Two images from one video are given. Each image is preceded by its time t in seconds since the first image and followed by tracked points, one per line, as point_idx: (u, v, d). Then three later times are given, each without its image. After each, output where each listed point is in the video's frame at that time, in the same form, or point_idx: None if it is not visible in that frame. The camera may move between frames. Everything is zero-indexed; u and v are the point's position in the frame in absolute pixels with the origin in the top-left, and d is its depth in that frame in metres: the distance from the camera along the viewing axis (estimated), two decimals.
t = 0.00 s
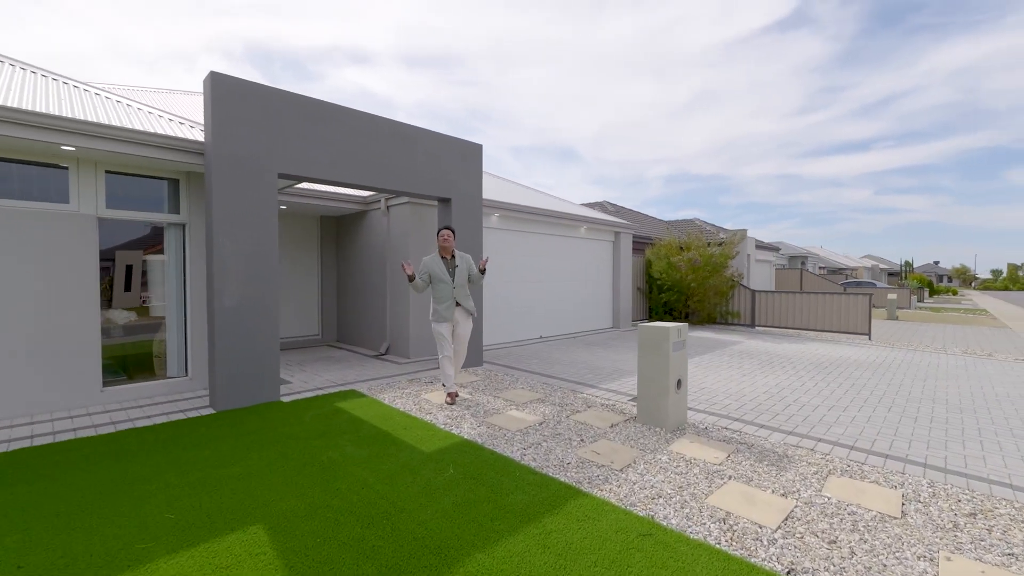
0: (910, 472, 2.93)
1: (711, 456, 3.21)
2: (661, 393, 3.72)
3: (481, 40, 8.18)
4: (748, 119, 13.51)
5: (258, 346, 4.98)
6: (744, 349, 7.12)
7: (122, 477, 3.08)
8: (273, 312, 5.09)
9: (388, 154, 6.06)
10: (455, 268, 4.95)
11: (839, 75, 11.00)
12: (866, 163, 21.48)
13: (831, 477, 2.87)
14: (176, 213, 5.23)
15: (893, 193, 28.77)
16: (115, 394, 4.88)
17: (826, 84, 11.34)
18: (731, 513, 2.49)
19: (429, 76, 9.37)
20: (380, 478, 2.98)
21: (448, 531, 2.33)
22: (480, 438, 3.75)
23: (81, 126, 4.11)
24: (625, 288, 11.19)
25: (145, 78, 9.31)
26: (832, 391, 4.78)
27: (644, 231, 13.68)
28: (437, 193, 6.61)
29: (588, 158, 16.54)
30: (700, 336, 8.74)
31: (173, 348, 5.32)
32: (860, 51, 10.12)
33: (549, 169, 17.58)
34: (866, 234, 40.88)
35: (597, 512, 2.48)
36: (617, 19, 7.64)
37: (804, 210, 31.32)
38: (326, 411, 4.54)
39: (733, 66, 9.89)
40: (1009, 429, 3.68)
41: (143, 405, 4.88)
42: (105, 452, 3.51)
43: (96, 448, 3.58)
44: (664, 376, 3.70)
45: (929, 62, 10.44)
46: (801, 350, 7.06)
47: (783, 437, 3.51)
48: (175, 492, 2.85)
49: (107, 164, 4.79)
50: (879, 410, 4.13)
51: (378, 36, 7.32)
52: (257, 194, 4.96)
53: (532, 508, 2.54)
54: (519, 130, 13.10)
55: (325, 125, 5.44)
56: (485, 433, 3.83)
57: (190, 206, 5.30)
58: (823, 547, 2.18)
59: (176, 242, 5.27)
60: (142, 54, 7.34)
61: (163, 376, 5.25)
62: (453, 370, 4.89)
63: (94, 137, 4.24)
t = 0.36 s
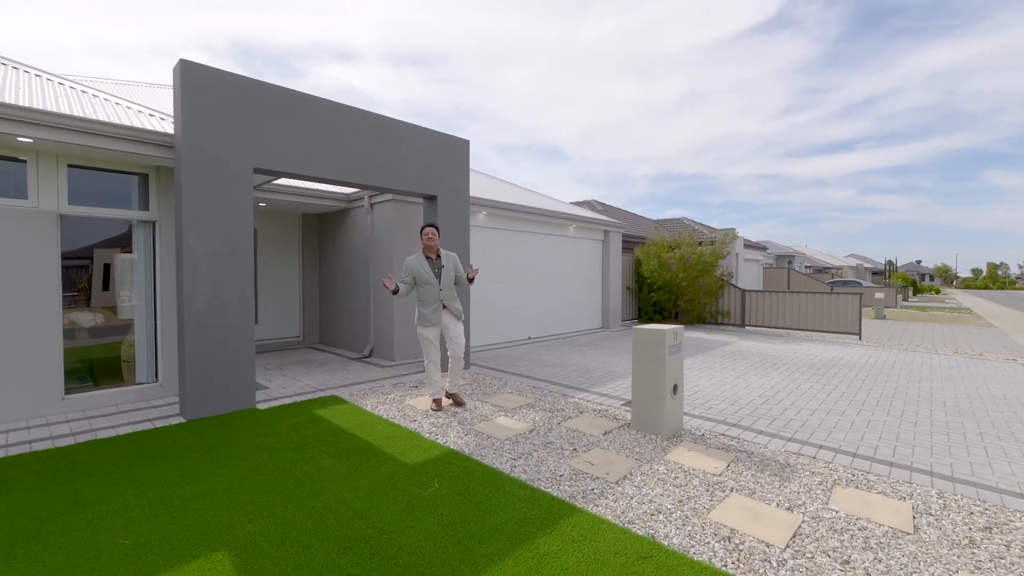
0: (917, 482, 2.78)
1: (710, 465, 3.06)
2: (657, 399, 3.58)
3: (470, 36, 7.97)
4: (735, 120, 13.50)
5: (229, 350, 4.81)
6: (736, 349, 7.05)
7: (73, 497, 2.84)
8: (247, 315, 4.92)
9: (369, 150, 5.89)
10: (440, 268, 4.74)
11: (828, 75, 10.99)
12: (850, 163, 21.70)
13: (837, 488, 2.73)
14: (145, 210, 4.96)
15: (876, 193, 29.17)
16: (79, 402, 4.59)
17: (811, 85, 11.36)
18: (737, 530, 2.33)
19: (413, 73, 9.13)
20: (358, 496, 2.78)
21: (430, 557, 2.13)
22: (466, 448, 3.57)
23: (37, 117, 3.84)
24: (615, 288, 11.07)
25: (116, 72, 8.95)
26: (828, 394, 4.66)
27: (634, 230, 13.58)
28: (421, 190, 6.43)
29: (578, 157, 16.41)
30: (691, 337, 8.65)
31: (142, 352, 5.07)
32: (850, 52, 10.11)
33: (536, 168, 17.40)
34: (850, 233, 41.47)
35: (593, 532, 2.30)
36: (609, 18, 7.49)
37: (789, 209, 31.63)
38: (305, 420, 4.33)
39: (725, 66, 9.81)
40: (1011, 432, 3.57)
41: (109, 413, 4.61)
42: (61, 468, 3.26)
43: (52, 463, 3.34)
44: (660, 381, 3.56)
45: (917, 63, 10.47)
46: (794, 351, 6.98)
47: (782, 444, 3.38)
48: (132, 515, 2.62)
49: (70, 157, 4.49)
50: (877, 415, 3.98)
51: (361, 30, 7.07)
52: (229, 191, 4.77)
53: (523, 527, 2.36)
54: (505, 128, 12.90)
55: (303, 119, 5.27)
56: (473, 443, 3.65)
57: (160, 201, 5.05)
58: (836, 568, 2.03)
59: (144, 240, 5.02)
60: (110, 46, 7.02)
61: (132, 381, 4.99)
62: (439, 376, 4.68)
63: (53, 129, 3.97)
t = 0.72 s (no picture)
0: (924, 490, 2.65)
1: (711, 474, 2.93)
2: (654, 405, 3.46)
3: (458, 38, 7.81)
4: (722, 120, 13.50)
5: (201, 356, 4.57)
6: (728, 351, 6.98)
7: (20, 518, 2.62)
8: (221, 317, 4.69)
9: (352, 144, 5.67)
10: (429, 268, 4.50)
11: (816, 76, 11.04)
12: (833, 164, 21.97)
13: (844, 498, 2.60)
14: (112, 206, 4.68)
15: (858, 194, 29.62)
16: (39, 410, 4.32)
17: (798, 86, 11.39)
18: (745, 547, 2.18)
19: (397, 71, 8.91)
20: (337, 517, 2.58)
21: None
22: (453, 458, 3.39)
23: None
24: (605, 288, 10.96)
25: (86, 66, 8.57)
26: (825, 397, 4.57)
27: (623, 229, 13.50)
28: (407, 186, 6.23)
29: (568, 156, 16.33)
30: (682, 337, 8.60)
31: (107, 357, 4.76)
32: (837, 54, 10.16)
33: (523, 168, 17.25)
34: (832, 233, 42.11)
35: (592, 553, 2.13)
36: (601, 14, 7.35)
37: (773, 209, 31.98)
38: (284, 431, 4.10)
39: (715, 67, 9.77)
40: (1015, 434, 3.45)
41: (72, 421, 4.34)
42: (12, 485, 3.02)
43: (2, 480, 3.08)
44: (658, 386, 3.44)
45: (901, 66, 10.55)
46: (787, 352, 6.92)
47: (784, 451, 3.25)
48: (84, 540, 2.40)
49: (28, 149, 4.20)
50: (875, 417, 3.88)
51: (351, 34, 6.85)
52: (201, 187, 4.53)
53: (516, 549, 2.18)
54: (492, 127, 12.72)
55: (280, 111, 5.05)
56: (461, 453, 3.47)
57: (127, 196, 4.74)
58: None
59: (111, 238, 4.73)
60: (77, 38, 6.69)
61: (96, 389, 4.69)
62: (427, 381, 4.50)
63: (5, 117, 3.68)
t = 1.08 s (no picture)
0: (945, 503, 2.48)
1: (718, 486, 2.75)
2: (655, 412, 3.27)
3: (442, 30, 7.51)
4: (708, 120, 13.45)
5: (171, 361, 4.27)
6: (722, 351, 6.86)
7: None
8: (193, 319, 4.40)
9: (334, 137, 5.39)
10: (424, 268, 4.19)
11: (805, 75, 11.01)
12: (818, 164, 22.17)
13: (863, 513, 2.43)
14: (77, 200, 4.37)
15: (841, 193, 30.01)
16: None
17: (783, 86, 11.37)
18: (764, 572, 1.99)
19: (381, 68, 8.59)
20: (314, 543, 2.34)
21: None
22: (442, 472, 3.17)
23: None
24: (595, 288, 10.81)
25: (52, 56, 8.16)
26: (825, 399, 4.43)
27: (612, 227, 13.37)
28: (393, 181, 5.97)
29: (557, 154, 16.18)
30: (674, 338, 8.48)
31: (71, 362, 4.46)
32: (825, 54, 10.12)
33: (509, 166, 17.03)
34: (815, 232, 42.68)
35: None
36: (591, 8, 7.16)
37: (757, 209, 32.27)
38: (260, 444, 3.83)
39: (705, 66, 9.65)
40: None
41: (31, 431, 4.03)
42: None
43: None
44: (659, 392, 3.25)
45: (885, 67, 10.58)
46: (782, 352, 6.82)
47: (793, 459, 3.08)
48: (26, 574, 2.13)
49: None
50: (881, 421, 3.75)
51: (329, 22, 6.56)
52: (170, 179, 4.22)
53: None
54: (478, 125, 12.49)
55: (257, 100, 4.76)
56: (450, 465, 3.25)
57: (93, 192, 4.43)
58: None
59: (75, 234, 4.41)
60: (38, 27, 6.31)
61: (60, 396, 4.39)
62: (417, 387, 4.28)
63: None
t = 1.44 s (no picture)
0: (963, 516, 2.35)
1: (722, 498, 2.60)
2: (654, 419, 3.11)
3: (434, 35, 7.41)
4: (697, 120, 13.39)
5: (141, 366, 4.01)
6: (717, 352, 6.75)
7: None
8: (165, 321, 4.14)
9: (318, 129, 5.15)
10: (418, 271, 3.95)
11: (795, 76, 11.00)
12: (805, 164, 22.30)
13: (878, 527, 2.29)
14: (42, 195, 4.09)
15: (827, 193, 30.31)
16: None
17: (770, 86, 11.33)
18: None
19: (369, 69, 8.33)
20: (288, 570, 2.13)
21: None
22: (430, 484, 2.98)
23: None
24: (586, 287, 10.67)
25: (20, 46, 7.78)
26: (826, 402, 4.31)
27: (603, 226, 13.25)
28: (380, 177, 5.75)
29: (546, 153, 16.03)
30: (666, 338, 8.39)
31: (36, 366, 4.21)
32: (818, 55, 10.08)
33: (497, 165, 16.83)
34: (801, 231, 43.11)
35: None
36: (580, 7, 7.00)
37: (744, 208, 32.46)
38: (236, 456, 3.60)
39: (697, 65, 9.54)
40: None
41: None
42: None
43: None
44: (659, 397, 3.10)
45: (871, 69, 10.59)
46: (776, 353, 6.73)
47: (799, 467, 2.94)
48: None
49: None
50: (884, 424, 3.63)
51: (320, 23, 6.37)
52: (141, 173, 3.96)
53: None
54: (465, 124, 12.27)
55: (236, 89, 4.51)
56: (438, 477, 3.06)
57: (59, 186, 4.16)
58: None
59: (39, 231, 4.14)
60: None
61: (24, 402, 4.14)
62: (406, 393, 4.11)
63: None
